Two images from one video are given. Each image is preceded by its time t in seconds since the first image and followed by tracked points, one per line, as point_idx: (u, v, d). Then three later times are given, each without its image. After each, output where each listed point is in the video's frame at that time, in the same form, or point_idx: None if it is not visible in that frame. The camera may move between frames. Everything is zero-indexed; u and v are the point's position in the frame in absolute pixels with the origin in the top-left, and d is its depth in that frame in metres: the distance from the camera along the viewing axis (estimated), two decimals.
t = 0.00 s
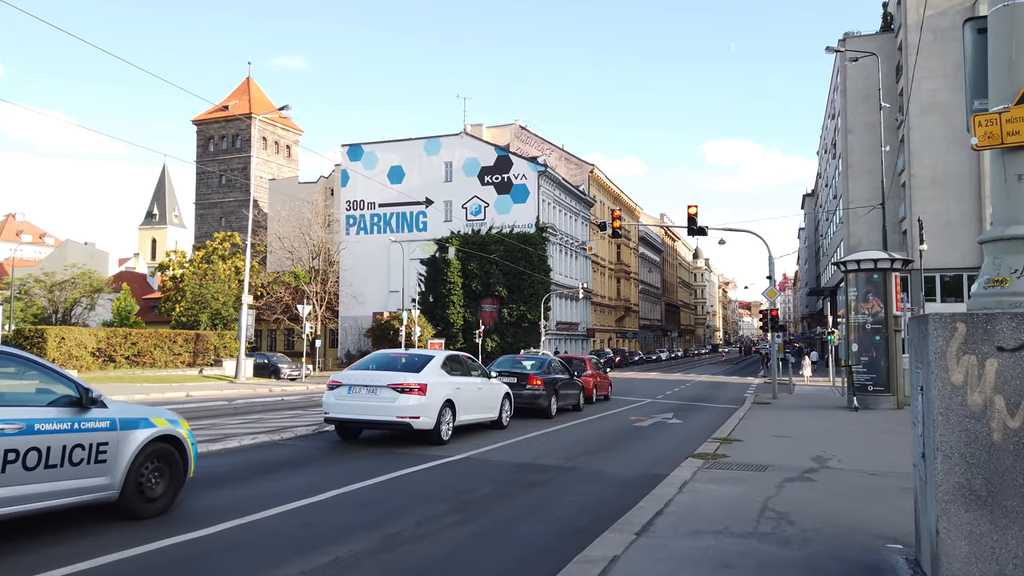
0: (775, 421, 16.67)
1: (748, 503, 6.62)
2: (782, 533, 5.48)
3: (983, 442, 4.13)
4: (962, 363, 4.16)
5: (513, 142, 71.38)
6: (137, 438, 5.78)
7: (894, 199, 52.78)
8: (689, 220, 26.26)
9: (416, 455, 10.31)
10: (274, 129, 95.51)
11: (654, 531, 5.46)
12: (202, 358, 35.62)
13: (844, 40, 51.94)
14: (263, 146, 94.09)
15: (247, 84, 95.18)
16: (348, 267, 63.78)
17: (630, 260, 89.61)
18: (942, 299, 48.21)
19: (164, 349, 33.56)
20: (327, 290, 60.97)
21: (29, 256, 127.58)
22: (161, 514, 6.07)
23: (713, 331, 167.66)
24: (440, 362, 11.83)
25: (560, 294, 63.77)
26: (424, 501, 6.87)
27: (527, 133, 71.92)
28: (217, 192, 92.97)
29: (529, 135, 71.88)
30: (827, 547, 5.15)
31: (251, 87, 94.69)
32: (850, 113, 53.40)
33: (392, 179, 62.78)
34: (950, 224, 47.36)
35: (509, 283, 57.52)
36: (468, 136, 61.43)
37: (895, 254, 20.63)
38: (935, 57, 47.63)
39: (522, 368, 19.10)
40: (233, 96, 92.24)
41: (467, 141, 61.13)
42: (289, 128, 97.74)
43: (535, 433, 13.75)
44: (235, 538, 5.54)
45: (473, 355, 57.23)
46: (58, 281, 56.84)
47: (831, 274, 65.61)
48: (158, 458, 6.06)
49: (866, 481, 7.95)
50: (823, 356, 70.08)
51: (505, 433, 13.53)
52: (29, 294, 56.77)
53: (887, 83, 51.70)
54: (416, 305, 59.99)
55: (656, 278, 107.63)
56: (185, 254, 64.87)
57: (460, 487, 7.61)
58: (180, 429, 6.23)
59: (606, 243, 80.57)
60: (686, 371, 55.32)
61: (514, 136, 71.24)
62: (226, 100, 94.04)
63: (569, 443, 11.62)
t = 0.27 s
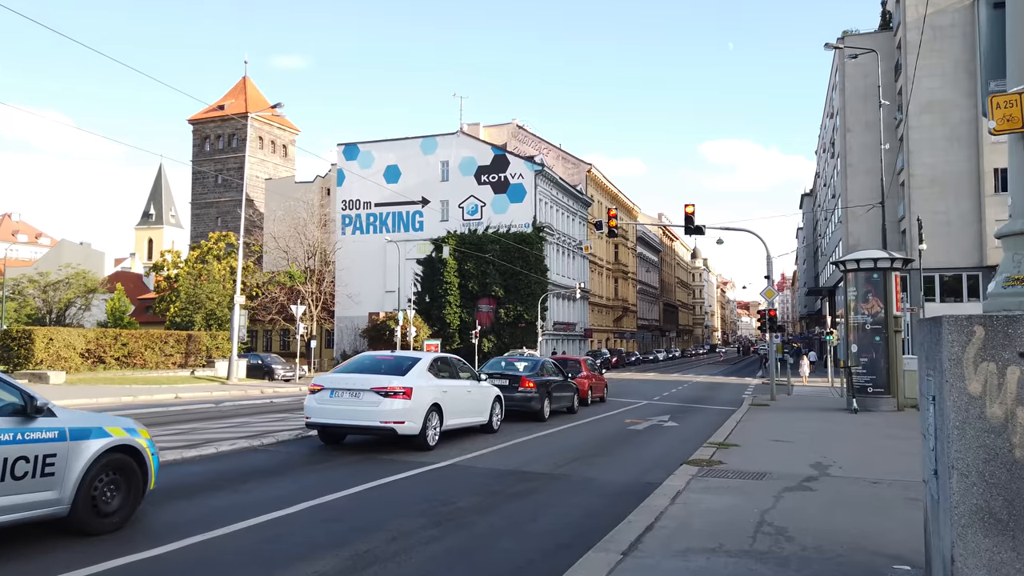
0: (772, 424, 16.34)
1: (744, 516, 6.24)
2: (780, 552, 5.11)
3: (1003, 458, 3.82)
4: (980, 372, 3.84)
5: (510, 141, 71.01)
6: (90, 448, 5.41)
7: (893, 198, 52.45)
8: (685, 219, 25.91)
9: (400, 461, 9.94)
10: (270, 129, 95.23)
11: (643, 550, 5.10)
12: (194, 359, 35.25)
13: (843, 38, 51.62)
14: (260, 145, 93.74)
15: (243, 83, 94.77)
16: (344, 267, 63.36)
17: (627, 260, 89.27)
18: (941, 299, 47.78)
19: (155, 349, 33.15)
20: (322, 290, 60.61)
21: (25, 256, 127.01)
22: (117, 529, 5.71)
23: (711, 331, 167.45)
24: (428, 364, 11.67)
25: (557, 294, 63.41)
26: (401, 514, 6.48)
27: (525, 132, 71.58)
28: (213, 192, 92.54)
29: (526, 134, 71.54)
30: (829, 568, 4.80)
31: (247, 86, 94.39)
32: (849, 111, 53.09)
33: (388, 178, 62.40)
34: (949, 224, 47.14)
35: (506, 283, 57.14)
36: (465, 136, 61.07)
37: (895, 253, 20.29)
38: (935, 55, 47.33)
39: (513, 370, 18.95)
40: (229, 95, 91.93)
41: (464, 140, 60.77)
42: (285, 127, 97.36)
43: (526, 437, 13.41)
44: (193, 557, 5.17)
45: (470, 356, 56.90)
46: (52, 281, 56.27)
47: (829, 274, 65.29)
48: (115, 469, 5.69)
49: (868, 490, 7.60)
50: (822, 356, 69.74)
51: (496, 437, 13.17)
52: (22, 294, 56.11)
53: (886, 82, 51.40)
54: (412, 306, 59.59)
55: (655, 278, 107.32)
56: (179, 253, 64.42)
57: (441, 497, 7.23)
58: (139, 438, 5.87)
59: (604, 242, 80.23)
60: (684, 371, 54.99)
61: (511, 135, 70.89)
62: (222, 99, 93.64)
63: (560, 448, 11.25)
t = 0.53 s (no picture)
0: (771, 424, 15.98)
1: (742, 523, 5.85)
2: (781, 564, 4.72)
3: None
4: (1008, 366, 3.49)
5: (507, 140, 70.65)
6: (39, 451, 5.05)
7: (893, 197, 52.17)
8: (682, 216, 25.55)
9: (383, 463, 9.58)
10: (267, 128, 94.87)
11: (633, 562, 4.72)
12: (185, 359, 34.87)
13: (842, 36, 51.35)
14: (256, 144, 93.36)
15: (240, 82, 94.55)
16: (340, 267, 62.92)
17: (625, 260, 88.89)
18: (941, 298, 47.42)
19: (145, 349, 32.71)
20: (318, 290, 60.18)
21: (21, 256, 126.50)
22: (70, 537, 5.33)
23: (709, 331, 167.16)
24: (414, 363, 11.65)
25: (554, 294, 63.02)
26: (377, 521, 6.10)
27: (522, 131, 71.25)
28: (209, 191, 92.10)
29: (523, 133, 71.23)
30: None
31: (244, 85, 94.01)
32: (848, 110, 52.79)
33: (384, 177, 61.99)
34: (949, 223, 46.82)
35: (502, 283, 56.75)
36: (462, 134, 60.69)
37: (896, 250, 19.93)
38: (935, 53, 47.04)
39: (506, 370, 18.59)
40: (225, 94, 91.55)
41: (461, 139, 60.39)
42: (282, 126, 96.98)
43: (516, 438, 13.04)
44: (145, 570, 4.77)
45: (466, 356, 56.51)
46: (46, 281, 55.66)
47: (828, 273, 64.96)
48: (68, 473, 5.32)
49: (873, 495, 7.21)
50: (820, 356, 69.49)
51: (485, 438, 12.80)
52: (16, 294, 55.16)
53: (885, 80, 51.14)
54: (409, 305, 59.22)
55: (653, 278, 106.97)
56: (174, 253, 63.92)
57: (421, 502, 6.85)
58: (94, 441, 5.52)
59: (601, 242, 79.85)
60: (682, 372, 54.62)
61: (508, 134, 70.54)
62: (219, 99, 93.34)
63: (550, 450, 10.89)
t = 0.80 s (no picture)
0: (769, 428, 15.59)
1: (736, 541, 5.46)
2: None
3: None
4: None
5: (504, 140, 70.26)
6: None
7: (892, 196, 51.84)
8: (679, 215, 25.15)
9: (362, 470, 9.19)
10: (263, 127, 94.44)
11: None
12: (177, 360, 34.47)
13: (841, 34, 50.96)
14: (252, 143, 92.90)
15: (236, 81, 94.21)
16: (335, 266, 62.47)
17: (624, 260, 88.50)
18: (940, 298, 47.04)
19: (136, 350, 32.29)
20: (314, 290, 59.75)
21: (17, 256, 125.89)
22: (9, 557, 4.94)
23: (708, 331, 166.80)
24: (397, 366, 11.43)
25: (551, 294, 62.58)
26: (346, 537, 5.71)
27: (519, 130, 70.87)
28: (205, 191, 91.60)
29: (521, 132, 70.84)
30: None
31: (240, 84, 93.59)
32: (847, 109, 52.41)
33: (380, 177, 61.54)
34: (948, 223, 46.49)
35: (499, 283, 56.32)
36: (458, 133, 60.25)
37: (896, 250, 19.53)
38: (935, 51, 46.65)
39: (497, 373, 18.18)
40: (221, 93, 91.13)
41: (457, 138, 59.95)
42: (278, 125, 96.52)
43: (506, 443, 12.66)
44: None
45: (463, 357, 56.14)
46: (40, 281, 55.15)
47: (827, 273, 64.57)
48: (7, 489, 4.95)
49: (876, 507, 6.82)
50: (818, 356, 69.11)
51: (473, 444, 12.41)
52: (8, 294, 54.68)
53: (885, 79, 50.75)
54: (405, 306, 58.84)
55: (651, 278, 106.55)
56: (168, 253, 63.41)
57: (396, 516, 6.47)
58: (37, 454, 5.16)
59: (599, 242, 79.47)
60: (679, 372, 54.21)
61: (505, 134, 70.13)
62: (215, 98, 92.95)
63: (539, 456, 10.51)
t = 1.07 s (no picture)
0: (762, 428, 15.23)
1: (724, 552, 5.08)
2: None
3: None
4: None
5: (498, 138, 69.92)
6: None
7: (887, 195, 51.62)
8: (672, 212, 24.78)
9: (337, 474, 8.77)
10: (255, 126, 93.89)
11: None
12: (163, 360, 34.02)
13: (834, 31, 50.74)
14: (244, 142, 92.30)
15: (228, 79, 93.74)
16: (327, 265, 61.95)
17: (618, 259, 88.17)
18: (935, 297, 46.81)
19: (121, 350, 31.79)
20: (305, 289, 59.28)
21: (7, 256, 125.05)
22: None
23: (702, 331, 166.78)
24: (376, 365, 11.05)
25: (545, 293, 62.16)
26: (305, 549, 5.29)
27: (513, 128, 70.57)
28: (196, 190, 90.96)
29: (514, 130, 70.53)
30: None
31: (232, 83, 93.05)
32: (841, 107, 52.15)
33: (372, 175, 61.09)
34: (943, 221, 46.27)
35: (492, 282, 55.92)
36: (451, 131, 59.83)
37: (892, 246, 19.23)
38: (930, 49, 46.41)
39: (484, 372, 17.77)
40: (213, 92, 90.54)
41: (450, 136, 59.53)
42: (270, 124, 96.00)
43: (491, 444, 12.26)
44: None
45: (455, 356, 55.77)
46: (28, 280, 54.53)
47: (822, 272, 64.32)
48: None
49: (875, 513, 6.43)
50: (813, 355, 68.86)
51: (456, 445, 12.00)
52: None
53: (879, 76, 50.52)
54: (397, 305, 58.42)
55: (645, 278, 106.31)
56: (158, 251, 62.77)
57: (363, 525, 6.05)
58: None
59: (593, 241, 79.14)
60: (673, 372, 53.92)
61: (499, 132, 69.81)
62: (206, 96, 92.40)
63: (523, 459, 10.10)
